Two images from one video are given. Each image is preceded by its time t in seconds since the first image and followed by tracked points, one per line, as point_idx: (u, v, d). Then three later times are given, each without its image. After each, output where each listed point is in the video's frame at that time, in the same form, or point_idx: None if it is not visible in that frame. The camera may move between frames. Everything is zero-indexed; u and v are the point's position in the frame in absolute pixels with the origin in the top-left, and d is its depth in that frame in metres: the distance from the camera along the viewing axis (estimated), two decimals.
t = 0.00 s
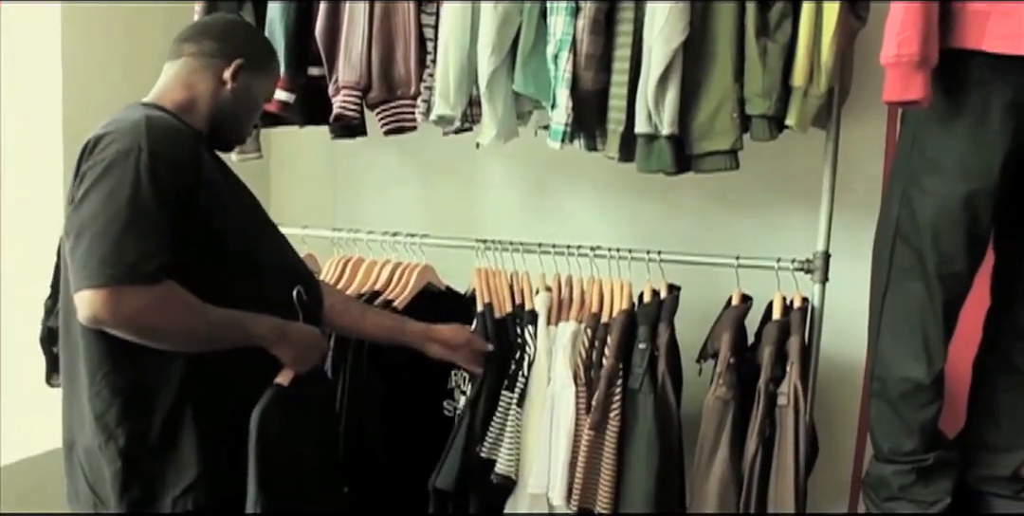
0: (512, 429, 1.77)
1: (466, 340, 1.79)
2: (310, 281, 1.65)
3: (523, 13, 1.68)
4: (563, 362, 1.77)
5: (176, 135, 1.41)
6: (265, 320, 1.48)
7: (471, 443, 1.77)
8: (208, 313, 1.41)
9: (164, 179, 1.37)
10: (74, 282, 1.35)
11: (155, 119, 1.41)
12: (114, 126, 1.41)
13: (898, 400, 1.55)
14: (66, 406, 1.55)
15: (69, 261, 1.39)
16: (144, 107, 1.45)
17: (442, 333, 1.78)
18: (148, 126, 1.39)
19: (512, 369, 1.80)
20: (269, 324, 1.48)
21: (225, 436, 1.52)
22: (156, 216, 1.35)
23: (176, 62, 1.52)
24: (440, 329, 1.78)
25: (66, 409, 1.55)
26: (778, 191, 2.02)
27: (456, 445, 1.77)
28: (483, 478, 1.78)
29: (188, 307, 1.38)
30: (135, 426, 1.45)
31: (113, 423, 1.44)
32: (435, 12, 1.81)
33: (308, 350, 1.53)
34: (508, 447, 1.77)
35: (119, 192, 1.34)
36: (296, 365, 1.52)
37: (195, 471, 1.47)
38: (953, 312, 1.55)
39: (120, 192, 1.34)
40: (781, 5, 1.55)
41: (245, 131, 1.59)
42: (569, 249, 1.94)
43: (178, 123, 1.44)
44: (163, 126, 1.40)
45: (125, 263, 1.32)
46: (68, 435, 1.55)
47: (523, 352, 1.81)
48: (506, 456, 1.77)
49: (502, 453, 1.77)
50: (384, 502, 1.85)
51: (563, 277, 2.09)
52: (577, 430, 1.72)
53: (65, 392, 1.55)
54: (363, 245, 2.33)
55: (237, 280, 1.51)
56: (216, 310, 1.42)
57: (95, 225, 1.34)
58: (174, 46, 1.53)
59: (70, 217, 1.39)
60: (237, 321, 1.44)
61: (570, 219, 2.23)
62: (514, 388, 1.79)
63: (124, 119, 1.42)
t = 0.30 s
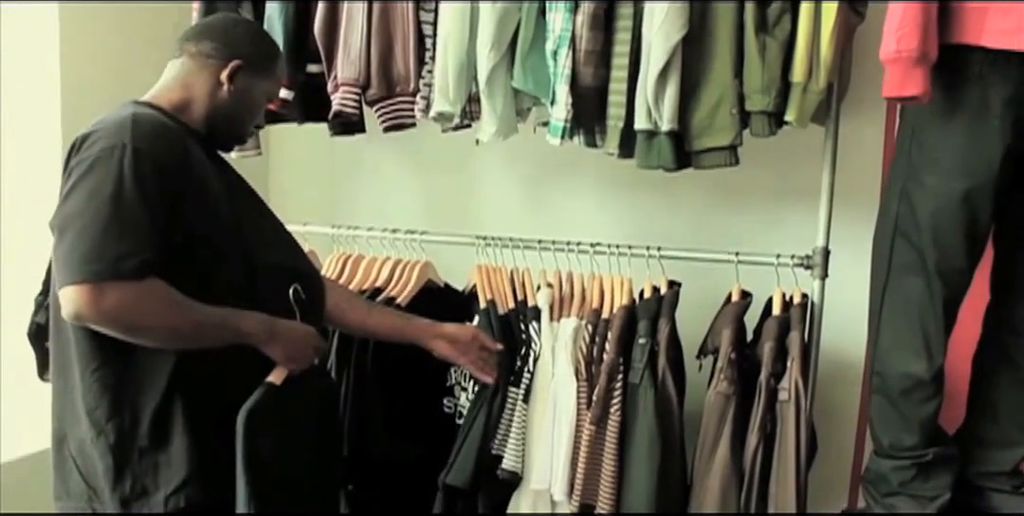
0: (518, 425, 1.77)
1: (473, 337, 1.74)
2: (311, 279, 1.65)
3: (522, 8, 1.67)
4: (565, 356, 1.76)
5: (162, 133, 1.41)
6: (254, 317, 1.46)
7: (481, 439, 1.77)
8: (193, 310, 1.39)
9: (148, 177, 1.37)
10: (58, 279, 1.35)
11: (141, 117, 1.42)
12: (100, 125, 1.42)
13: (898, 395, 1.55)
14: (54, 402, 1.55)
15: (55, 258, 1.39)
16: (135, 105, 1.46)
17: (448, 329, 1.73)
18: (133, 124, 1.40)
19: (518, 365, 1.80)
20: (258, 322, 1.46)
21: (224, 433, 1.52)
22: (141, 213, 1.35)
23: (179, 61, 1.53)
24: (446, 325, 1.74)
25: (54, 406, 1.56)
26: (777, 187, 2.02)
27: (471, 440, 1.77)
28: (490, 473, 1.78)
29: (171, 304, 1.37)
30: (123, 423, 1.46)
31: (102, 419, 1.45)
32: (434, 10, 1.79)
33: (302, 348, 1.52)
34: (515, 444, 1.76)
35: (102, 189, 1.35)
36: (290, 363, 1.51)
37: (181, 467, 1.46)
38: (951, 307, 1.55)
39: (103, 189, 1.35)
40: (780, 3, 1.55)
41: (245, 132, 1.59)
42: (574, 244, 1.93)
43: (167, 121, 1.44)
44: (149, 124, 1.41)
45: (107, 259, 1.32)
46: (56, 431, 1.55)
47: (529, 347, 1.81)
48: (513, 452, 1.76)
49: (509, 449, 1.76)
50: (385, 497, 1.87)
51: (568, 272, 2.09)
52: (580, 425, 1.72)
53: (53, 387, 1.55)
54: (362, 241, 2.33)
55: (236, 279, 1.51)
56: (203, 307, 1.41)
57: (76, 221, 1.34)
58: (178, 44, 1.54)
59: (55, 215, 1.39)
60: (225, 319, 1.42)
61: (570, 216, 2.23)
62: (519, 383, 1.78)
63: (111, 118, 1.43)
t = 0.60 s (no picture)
0: (517, 423, 1.76)
1: (470, 346, 1.72)
2: (308, 279, 1.65)
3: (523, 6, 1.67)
4: (565, 355, 1.76)
5: (153, 128, 1.41)
6: (242, 315, 1.46)
7: (483, 438, 1.75)
8: (180, 308, 1.39)
9: (136, 172, 1.37)
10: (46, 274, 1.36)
11: (132, 112, 1.42)
12: (90, 121, 1.42)
13: (898, 393, 1.55)
14: (47, 398, 1.55)
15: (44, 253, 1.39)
16: (130, 100, 1.47)
17: (444, 337, 1.71)
18: (122, 120, 1.40)
19: (515, 364, 1.80)
20: (246, 320, 1.45)
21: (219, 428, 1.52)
22: (129, 209, 1.35)
23: (182, 58, 1.53)
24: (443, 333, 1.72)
25: (47, 401, 1.56)
26: (775, 184, 2.02)
27: (473, 439, 1.75)
28: (490, 472, 1.76)
29: (158, 301, 1.36)
30: (111, 416, 1.46)
31: (91, 413, 1.46)
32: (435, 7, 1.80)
33: (292, 348, 1.52)
34: (513, 442, 1.75)
35: (89, 184, 1.35)
36: (280, 363, 1.51)
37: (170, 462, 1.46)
38: (952, 305, 1.55)
39: (91, 184, 1.35)
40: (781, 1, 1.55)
41: (246, 131, 1.58)
42: (573, 242, 1.92)
43: (159, 117, 1.44)
44: (140, 120, 1.41)
45: (93, 254, 1.32)
46: (49, 427, 1.55)
47: (525, 346, 1.81)
48: (512, 450, 1.75)
49: (507, 446, 1.76)
50: (385, 495, 1.87)
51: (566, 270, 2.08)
52: (580, 424, 1.72)
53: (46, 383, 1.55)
54: (361, 239, 2.32)
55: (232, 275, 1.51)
56: (190, 305, 1.40)
57: (64, 217, 1.34)
58: (183, 41, 1.54)
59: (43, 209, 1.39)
60: (212, 318, 1.42)
61: (569, 213, 2.23)
62: (518, 382, 1.77)
63: (102, 113, 1.43)
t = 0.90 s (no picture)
0: (515, 425, 1.76)
1: (466, 348, 1.75)
2: (302, 280, 1.64)
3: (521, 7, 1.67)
4: (563, 356, 1.76)
5: (147, 128, 1.40)
6: (235, 316, 1.45)
7: (482, 443, 1.74)
8: (174, 308, 1.38)
9: (130, 172, 1.36)
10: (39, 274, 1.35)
11: (127, 112, 1.41)
12: (84, 120, 1.42)
13: (896, 394, 1.55)
14: (41, 398, 1.54)
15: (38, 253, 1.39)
16: (125, 100, 1.46)
17: (440, 339, 1.74)
18: (116, 120, 1.39)
19: (513, 366, 1.79)
20: (239, 321, 1.45)
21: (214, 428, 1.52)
22: (123, 209, 1.35)
23: (179, 59, 1.53)
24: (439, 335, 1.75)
25: (40, 402, 1.55)
26: (772, 186, 2.02)
27: (471, 442, 1.74)
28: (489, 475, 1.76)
29: (151, 301, 1.36)
30: (104, 418, 1.46)
31: (84, 414, 1.45)
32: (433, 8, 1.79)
33: (287, 349, 1.51)
34: (512, 443, 1.75)
35: (83, 184, 1.34)
36: (272, 364, 1.50)
37: (164, 463, 1.46)
38: (949, 307, 1.55)
39: (85, 184, 1.34)
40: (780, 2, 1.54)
41: (241, 132, 1.58)
42: (570, 243, 1.93)
43: (153, 117, 1.44)
44: (134, 119, 1.40)
45: (87, 254, 1.32)
46: (42, 428, 1.55)
47: (523, 348, 1.80)
48: (511, 452, 1.75)
49: (506, 448, 1.75)
50: (383, 496, 1.87)
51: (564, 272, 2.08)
52: (579, 426, 1.72)
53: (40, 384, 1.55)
54: (359, 239, 2.32)
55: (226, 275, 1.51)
56: (183, 306, 1.40)
57: (58, 216, 1.34)
58: (180, 42, 1.53)
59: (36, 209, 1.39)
60: (205, 319, 1.41)
61: (566, 214, 2.23)
62: (516, 385, 1.77)
63: (96, 113, 1.42)
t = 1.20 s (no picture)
0: (513, 427, 1.77)
1: (459, 351, 1.72)
2: (299, 284, 1.64)
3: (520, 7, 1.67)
4: (562, 358, 1.76)
5: (143, 130, 1.40)
6: (232, 319, 1.44)
7: (477, 448, 1.76)
8: (170, 311, 1.38)
9: (126, 174, 1.36)
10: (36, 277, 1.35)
11: (122, 113, 1.41)
12: (80, 123, 1.41)
13: (895, 397, 1.55)
14: (37, 401, 1.54)
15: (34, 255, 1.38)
16: (121, 101, 1.46)
17: (432, 341, 1.70)
18: (111, 122, 1.38)
19: (511, 368, 1.80)
20: (236, 323, 1.44)
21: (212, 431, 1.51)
22: (119, 212, 1.34)
23: (173, 59, 1.52)
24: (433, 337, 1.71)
25: (36, 405, 1.54)
26: (770, 189, 2.02)
27: (467, 446, 1.76)
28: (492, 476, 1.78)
29: (148, 304, 1.35)
30: (101, 422, 1.45)
31: (79, 418, 1.45)
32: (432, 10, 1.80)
33: (285, 352, 1.50)
34: (509, 444, 1.76)
35: (79, 188, 1.34)
36: (271, 365, 1.49)
37: (160, 466, 1.45)
38: (948, 310, 1.55)
39: (80, 187, 1.34)
40: (779, 2, 1.55)
41: (236, 132, 1.58)
42: (570, 245, 1.93)
43: (150, 119, 1.43)
44: (130, 121, 1.39)
45: (83, 258, 1.32)
46: (38, 431, 1.54)
47: (521, 350, 1.81)
48: (508, 454, 1.76)
49: (503, 450, 1.76)
50: (383, 496, 1.88)
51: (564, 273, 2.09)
52: (577, 428, 1.72)
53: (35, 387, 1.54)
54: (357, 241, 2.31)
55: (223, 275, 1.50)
56: (180, 309, 1.39)
57: (54, 219, 1.34)
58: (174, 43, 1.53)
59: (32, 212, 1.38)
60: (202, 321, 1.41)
61: (564, 217, 2.23)
62: (514, 387, 1.78)
63: (92, 114, 1.42)
